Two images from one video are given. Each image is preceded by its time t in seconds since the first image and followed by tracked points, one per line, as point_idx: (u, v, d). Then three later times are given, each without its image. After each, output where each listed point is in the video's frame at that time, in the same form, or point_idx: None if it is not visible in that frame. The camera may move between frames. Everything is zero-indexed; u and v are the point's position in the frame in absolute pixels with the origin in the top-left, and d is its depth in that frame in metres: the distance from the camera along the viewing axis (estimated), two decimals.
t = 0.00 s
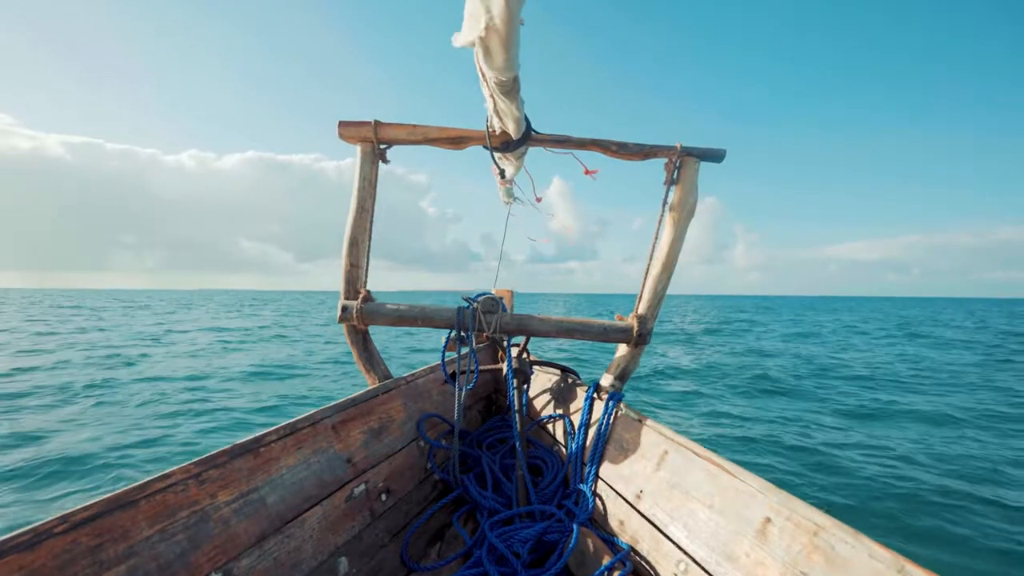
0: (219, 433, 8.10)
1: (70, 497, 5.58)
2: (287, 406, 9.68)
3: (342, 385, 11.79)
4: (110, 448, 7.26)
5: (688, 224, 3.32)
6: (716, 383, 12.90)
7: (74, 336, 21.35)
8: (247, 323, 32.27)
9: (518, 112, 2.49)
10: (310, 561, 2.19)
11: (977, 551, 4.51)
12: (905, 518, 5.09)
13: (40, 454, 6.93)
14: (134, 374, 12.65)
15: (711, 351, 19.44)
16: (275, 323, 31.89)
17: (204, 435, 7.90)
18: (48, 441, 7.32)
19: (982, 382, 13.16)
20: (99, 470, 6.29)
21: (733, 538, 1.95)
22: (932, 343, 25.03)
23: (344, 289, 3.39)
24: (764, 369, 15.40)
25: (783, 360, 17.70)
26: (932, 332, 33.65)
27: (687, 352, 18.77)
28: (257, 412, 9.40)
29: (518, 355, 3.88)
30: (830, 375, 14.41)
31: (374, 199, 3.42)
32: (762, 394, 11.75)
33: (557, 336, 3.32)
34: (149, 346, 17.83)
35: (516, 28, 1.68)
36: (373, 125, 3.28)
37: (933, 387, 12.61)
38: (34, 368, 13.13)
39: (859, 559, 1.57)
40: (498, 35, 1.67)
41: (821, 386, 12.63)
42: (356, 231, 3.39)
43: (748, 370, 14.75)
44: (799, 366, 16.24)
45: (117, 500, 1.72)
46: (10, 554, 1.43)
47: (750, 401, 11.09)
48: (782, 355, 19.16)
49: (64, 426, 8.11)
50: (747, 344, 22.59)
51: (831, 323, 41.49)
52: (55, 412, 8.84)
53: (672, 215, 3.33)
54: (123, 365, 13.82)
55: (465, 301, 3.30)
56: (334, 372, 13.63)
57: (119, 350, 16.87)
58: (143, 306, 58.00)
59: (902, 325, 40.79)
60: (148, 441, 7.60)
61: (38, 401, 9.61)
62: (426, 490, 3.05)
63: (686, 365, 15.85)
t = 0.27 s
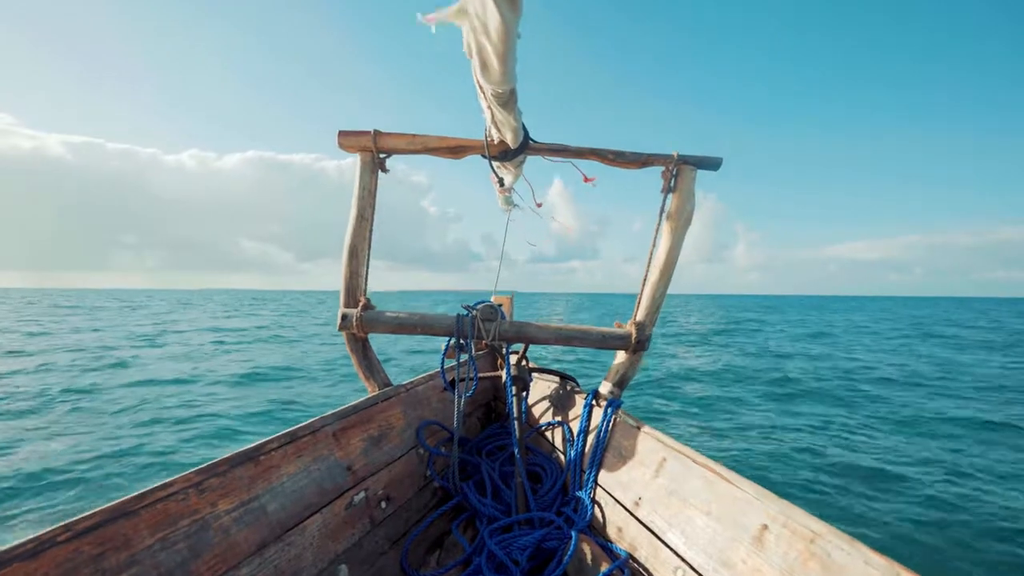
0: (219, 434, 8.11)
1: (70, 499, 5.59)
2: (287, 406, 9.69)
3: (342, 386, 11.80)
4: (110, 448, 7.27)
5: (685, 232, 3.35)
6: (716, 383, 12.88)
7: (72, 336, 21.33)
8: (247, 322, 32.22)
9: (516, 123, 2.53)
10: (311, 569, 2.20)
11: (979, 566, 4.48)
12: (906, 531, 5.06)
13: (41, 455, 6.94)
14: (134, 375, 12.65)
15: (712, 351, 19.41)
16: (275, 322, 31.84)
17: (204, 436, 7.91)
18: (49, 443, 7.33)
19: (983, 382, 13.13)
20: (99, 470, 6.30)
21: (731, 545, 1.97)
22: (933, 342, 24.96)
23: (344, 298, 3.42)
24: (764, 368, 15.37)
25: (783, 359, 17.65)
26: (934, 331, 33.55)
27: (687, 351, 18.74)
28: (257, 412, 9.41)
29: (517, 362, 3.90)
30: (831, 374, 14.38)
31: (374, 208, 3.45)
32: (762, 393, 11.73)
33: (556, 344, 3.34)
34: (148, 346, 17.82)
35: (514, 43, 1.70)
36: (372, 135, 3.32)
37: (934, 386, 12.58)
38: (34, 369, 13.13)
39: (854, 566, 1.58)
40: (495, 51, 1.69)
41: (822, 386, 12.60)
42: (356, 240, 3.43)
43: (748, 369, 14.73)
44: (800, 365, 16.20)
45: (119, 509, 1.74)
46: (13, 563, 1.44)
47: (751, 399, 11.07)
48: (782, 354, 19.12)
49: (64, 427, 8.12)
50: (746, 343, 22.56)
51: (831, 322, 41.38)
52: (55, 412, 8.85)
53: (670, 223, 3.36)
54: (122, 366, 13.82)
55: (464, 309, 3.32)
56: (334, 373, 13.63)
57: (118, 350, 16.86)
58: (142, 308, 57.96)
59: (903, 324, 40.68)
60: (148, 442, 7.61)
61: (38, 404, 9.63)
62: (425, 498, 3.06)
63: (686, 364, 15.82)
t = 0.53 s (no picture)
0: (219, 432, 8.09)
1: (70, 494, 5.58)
2: (288, 405, 9.67)
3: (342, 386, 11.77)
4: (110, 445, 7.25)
5: (686, 238, 3.37)
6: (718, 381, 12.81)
7: (73, 334, 21.30)
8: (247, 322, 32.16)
9: (518, 129, 2.55)
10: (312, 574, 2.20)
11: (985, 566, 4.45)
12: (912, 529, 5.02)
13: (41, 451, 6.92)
14: (134, 372, 12.63)
15: (714, 350, 19.33)
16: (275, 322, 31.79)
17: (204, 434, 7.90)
18: (48, 441, 7.32)
19: (987, 383, 13.06)
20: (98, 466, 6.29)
21: (733, 551, 1.96)
22: (936, 343, 24.84)
23: (346, 303, 3.43)
24: (766, 368, 15.31)
25: (785, 359, 17.56)
26: (937, 331, 33.39)
27: (689, 351, 18.67)
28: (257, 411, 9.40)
29: (518, 367, 3.90)
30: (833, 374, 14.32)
31: (377, 214, 3.48)
32: (764, 392, 11.67)
33: (557, 349, 3.34)
34: (148, 345, 17.78)
35: (516, 50, 1.72)
36: (376, 140, 3.34)
37: (938, 386, 12.51)
38: (34, 366, 13.10)
39: (857, 571, 1.57)
40: (499, 59, 1.71)
41: (825, 386, 12.54)
42: (359, 246, 3.44)
43: (751, 369, 14.65)
44: (801, 365, 16.14)
45: (121, 513, 1.74)
46: (16, 565, 1.45)
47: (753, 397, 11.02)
48: (784, 354, 19.03)
49: (64, 424, 8.11)
50: (748, 343, 22.47)
51: (834, 322, 41.23)
52: (55, 410, 8.84)
53: (671, 229, 3.37)
54: (122, 363, 13.80)
55: (466, 314, 3.33)
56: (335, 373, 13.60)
57: (118, 349, 16.83)
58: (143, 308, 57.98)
59: (906, 324, 40.53)
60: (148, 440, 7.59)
61: (38, 398, 9.60)
62: (427, 503, 3.05)
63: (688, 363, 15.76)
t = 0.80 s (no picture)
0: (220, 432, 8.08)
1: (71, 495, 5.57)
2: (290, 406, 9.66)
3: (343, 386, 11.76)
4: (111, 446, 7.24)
5: (689, 244, 3.36)
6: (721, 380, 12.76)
7: (73, 335, 21.31)
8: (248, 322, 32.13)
9: (521, 136, 2.56)
10: None
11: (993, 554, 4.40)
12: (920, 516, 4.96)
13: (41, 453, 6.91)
14: (135, 373, 12.63)
15: (716, 350, 19.26)
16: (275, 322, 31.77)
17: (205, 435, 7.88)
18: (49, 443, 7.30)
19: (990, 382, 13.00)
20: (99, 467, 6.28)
21: (738, 561, 1.94)
22: (939, 342, 24.75)
23: (348, 309, 3.43)
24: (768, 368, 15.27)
25: (787, 358, 17.48)
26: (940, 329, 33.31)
27: (690, 351, 18.62)
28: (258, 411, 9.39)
29: (520, 373, 3.89)
30: (836, 373, 14.26)
31: (380, 220, 3.48)
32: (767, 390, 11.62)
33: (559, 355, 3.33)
34: (149, 346, 17.76)
35: (521, 59, 1.72)
36: (378, 146, 3.35)
37: (941, 386, 12.45)
38: (34, 367, 13.09)
39: None
40: (504, 66, 1.71)
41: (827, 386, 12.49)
42: (361, 252, 3.44)
43: (753, 369, 14.60)
44: (804, 364, 16.08)
45: (121, 521, 1.73)
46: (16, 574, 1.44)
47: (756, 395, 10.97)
48: (786, 352, 18.97)
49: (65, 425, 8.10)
50: (750, 342, 22.41)
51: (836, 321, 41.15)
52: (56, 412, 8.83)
53: (674, 235, 3.37)
54: (123, 364, 13.79)
55: (468, 320, 3.32)
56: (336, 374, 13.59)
57: (119, 350, 16.82)
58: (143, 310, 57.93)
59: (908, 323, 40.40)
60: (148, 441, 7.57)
61: (39, 399, 9.60)
62: (428, 510, 3.04)
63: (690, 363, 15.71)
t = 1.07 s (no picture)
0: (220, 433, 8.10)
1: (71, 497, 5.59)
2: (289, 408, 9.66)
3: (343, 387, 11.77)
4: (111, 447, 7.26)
5: (688, 250, 3.38)
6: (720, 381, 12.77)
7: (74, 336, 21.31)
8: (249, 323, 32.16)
9: (522, 143, 2.57)
10: None
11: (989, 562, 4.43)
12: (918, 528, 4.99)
13: (41, 455, 6.92)
14: (135, 374, 12.64)
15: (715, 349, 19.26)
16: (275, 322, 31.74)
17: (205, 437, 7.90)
18: (48, 445, 7.29)
19: (990, 382, 13.01)
20: (99, 469, 6.29)
21: (736, 568, 1.95)
22: (940, 340, 24.73)
23: (348, 313, 3.44)
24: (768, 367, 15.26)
25: (787, 357, 17.48)
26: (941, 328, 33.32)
27: (690, 351, 18.65)
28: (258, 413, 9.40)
29: (520, 377, 3.90)
30: (835, 373, 14.27)
31: (381, 225, 3.49)
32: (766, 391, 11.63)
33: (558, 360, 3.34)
34: (148, 347, 17.75)
35: (522, 71, 1.74)
36: (379, 151, 3.37)
37: (940, 386, 12.47)
38: (34, 369, 13.10)
39: None
40: (505, 77, 1.73)
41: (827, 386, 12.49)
42: (362, 256, 3.46)
43: (753, 370, 14.60)
44: (804, 364, 16.08)
45: (121, 526, 1.74)
46: None
47: (756, 396, 11.00)
48: (787, 352, 18.95)
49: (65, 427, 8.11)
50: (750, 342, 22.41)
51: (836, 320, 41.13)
52: (56, 414, 8.85)
53: (673, 241, 3.39)
54: (122, 366, 13.79)
55: (468, 325, 3.34)
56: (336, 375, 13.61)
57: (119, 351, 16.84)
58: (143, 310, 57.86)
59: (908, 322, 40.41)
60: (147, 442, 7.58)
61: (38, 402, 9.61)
62: (427, 515, 3.04)
63: (689, 363, 15.73)
